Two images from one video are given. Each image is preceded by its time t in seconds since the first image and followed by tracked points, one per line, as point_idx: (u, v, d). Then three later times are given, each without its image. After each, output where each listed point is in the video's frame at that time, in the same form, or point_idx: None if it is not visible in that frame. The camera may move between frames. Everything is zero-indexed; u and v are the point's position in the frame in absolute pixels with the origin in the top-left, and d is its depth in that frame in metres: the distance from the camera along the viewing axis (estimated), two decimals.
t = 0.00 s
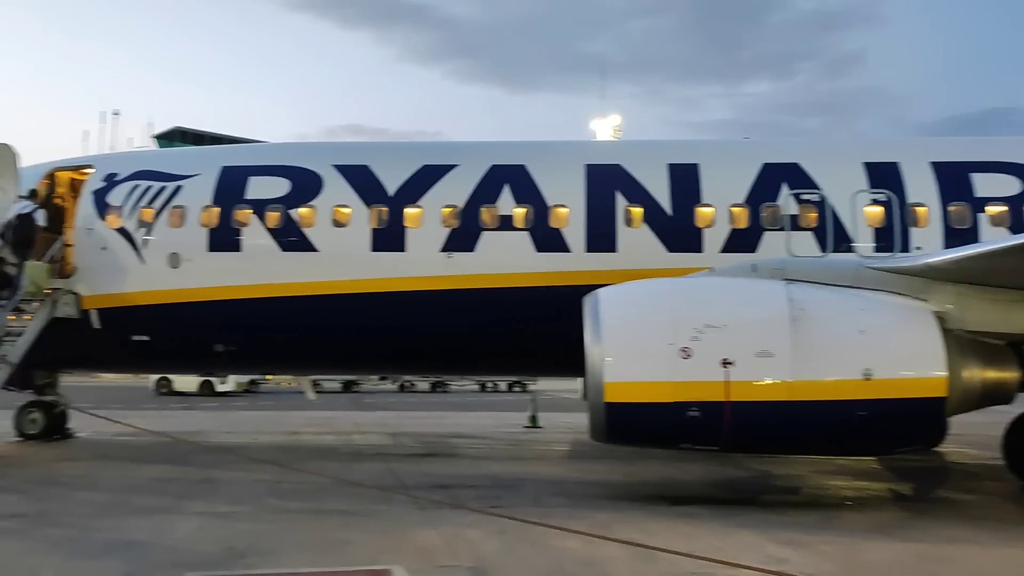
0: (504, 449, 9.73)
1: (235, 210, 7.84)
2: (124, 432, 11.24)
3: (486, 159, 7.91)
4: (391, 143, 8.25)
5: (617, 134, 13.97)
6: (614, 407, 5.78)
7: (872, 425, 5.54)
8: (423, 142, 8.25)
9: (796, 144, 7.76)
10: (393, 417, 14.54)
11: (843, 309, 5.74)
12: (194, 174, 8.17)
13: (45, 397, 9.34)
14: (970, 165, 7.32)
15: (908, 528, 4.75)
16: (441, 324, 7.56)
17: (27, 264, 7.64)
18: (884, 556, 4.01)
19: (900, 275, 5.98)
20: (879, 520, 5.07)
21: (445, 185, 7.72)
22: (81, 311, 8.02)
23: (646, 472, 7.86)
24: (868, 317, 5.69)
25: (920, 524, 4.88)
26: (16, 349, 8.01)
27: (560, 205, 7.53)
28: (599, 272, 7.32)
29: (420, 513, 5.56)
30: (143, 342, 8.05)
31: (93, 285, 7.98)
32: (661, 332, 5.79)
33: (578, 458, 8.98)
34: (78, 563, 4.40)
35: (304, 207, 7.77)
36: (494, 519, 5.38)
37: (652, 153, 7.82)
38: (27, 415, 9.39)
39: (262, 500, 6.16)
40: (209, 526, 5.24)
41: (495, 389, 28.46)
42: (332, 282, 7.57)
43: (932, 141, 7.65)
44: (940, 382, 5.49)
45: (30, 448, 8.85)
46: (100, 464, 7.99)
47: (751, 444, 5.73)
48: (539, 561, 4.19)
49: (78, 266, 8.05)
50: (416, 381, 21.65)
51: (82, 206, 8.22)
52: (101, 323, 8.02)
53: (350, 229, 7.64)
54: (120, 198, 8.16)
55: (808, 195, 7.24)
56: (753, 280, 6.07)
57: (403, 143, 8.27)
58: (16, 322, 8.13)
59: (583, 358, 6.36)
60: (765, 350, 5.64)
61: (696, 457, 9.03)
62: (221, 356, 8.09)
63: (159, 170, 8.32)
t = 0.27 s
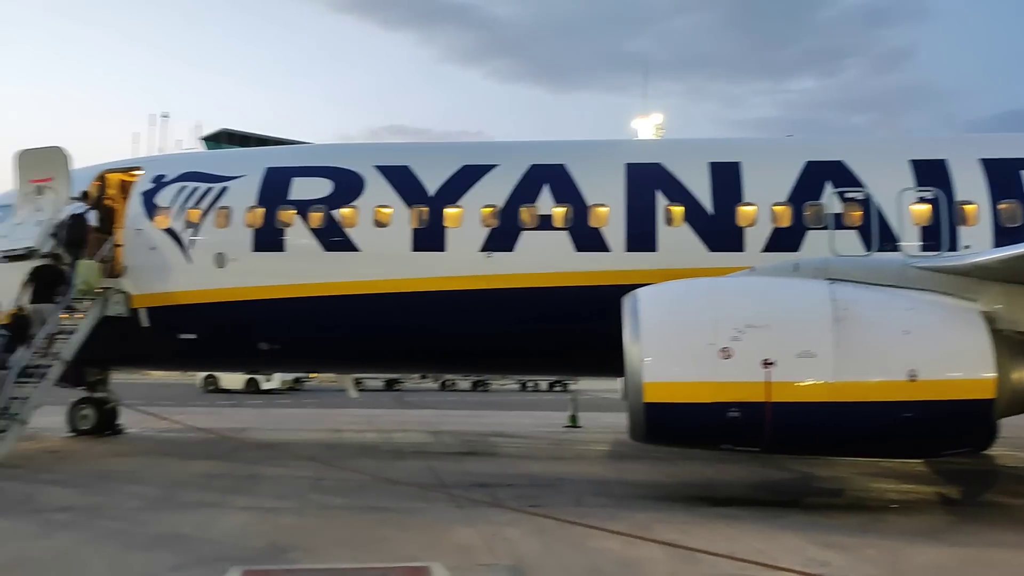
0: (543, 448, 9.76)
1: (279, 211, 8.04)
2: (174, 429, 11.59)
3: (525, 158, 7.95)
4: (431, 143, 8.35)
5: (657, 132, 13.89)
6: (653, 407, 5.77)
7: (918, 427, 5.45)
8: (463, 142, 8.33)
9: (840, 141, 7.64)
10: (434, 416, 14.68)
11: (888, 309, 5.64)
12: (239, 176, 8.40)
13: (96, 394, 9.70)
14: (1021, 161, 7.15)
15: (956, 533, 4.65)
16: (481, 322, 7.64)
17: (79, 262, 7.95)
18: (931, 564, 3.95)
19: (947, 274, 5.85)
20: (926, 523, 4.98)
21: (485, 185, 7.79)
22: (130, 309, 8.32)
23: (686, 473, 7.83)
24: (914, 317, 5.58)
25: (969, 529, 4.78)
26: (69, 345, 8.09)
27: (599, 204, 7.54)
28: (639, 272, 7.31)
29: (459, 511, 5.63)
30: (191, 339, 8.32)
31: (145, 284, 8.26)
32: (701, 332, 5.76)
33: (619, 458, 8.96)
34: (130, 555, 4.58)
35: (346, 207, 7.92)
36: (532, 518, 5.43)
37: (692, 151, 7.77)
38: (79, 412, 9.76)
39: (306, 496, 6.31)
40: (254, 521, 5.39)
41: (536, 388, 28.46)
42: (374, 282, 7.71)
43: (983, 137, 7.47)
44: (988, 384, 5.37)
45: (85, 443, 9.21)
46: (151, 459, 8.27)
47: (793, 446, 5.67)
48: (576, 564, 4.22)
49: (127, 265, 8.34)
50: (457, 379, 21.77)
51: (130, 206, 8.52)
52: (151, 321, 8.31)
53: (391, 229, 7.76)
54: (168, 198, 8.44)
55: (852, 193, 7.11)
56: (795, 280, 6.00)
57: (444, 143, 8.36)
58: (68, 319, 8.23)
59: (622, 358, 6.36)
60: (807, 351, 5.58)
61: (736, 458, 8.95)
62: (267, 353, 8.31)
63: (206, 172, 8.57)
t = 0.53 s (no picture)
0: (584, 448, 9.77)
1: (321, 211, 8.21)
2: (221, 426, 11.90)
3: (565, 157, 7.98)
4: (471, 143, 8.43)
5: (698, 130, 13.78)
6: (693, 407, 5.75)
7: (965, 428, 5.34)
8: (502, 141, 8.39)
9: (886, 137, 7.49)
10: (475, 415, 14.78)
11: (934, 309, 5.52)
12: (282, 177, 8.61)
13: (145, 391, 10.05)
14: None
15: (1005, 537, 4.55)
16: (521, 320, 7.71)
17: (130, 262, 8.27)
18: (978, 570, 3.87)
19: (996, 273, 5.71)
20: (974, 527, 4.88)
21: (525, 184, 7.84)
22: (177, 309, 8.62)
23: (727, 474, 7.77)
24: (960, 317, 5.46)
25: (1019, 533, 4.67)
26: (119, 343, 8.34)
27: (639, 203, 7.53)
28: (679, 271, 7.29)
29: (497, 509, 5.69)
30: (238, 338, 8.56)
31: (193, 285, 8.52)
32: (742, 332, 5.72)
33: (659, 458, 8.93)
34: (179, 548, 4.74)
35: (387, 208, 8.05)
36: (570, 517, 5.46)
37: (733, 148, 7.70)
38: (129, 409, 10.12)
39: (348, 493, 6.46)
40: (297, 518, 5.54)
41: (577, 388, 28.39)
42: (415, 281, 7.83)
43: None
44: None
45: (137, 439, 9.54)
46: (200, 456, 8.52)
47: (836, 446, 5.61)
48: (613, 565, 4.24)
49: (174, 265, 8.62)
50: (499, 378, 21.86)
51: (177, 207, 8.80)
52: (200, 320, 8.57)
53: (431, 229, 7.87)
54: (214, 199, 8.69)
55: (899, 190, 6.98)
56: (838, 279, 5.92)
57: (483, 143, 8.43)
58: (118, 319, 8.49)
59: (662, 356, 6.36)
60: (850, 351, 5.50)
61: (779, 459, 8.85)
62: (311, 351, 8.51)
63: (250, 174, 8.79)
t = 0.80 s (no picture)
0: (635, 447, 9.76)
1: (375, 212, 8.42)
2: (279, 422, 12.28)
3: (616, 155, 8.00)
4: (522, 143, 8.52)
5: (753, 125, 13.60)
6: (747, 407, 5.72)
7: None
8: (552, 140, 8.45)
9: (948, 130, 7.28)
10: (527, 413, 14.89)
11: (997, 306, 5.35)
12: (337, 178, 8.85)
13: (206, 388, 10.47)
14: None
15: None
16: (573, 319, 7.77)
17: (190, 262, 8.65)
18: None
19: None
20: None
21: (575, 183, 7.89)
22: (236, 307, 8.97)
23: (782, 474, 7.68)
24: None
25: None
26: (180, 341, 8.66)
27: (692, 200, 7.49)
28: (733, 269, 7.23)
29: (548, 507, 5.76)
30: (296, 336, 8.84)
31: (252, 284, 8.83)
32: (797, 331, 5.65)
33: (711, 458, 8.86)
34: (240, 541, 4.94)
35: (440, 208, 8.20)
36: (622, 516, 5.49)
37: (788, 143, 7.59)
38: (190, 406, 10.55)
39: (403, 489, 6.62)
40: (352, 513, 5.71)
41: (629, 387, 28.22)
42: (467, 280, 7.97)
43: None
44: None
45: (202, 435, 9.95)
46: (259, 451, 8.83)
47: (895, 447, 5.51)
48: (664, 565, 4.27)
49: (234, 265, 8.96)
50: (550, 377, 21.91)
51: (237, 208, 9.14)
52: (260, 318, 8.88)
53: (483, 229, 7.98)
54: (271, 201, 8.99)
55: (961, 185, 6.80)
56: (896, 276, 5.79)
57: (533, 142, 8.51)
58: (179, 318, 8.87)
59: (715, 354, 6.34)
60: (909, 350, 5.38)
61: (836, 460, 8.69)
62: (366, 349, 8.74)
63: (306, 176, 9.07)
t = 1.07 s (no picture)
0: (672, 447, 9.74)
1: (412, 212, 8.55)
2: (319, 420, 12.52)
3: (653, 153, 8.00)
4: (558, 142, 8.58)
5: (792, 122, 13.46)
6: (786, 407, 5.68)
7: None
8: (586, 139, 8.48)
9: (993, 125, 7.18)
10: (564, 412, 14.94)
11: None
12: (375, 179, 9.01)
13: (247, 387, 10.73)
14: None
15: None
16: (609, 318, 7.80)
17: (234, 258, 8.82)
18: None
19: None
20: None
21: (611, 181, 7.91)
22: (276, 307, 9.20)
23: (821, 475, 7.60)
24: None
25: None
26: (222, 341, 8.87)
27: (730, 199, 7.45)
28: (771, 267, 7.18)
29: (584, 506, 5.81)
30: (335, 335, 9.03)
31: (293, 285, 9.04)
32: (837, 331, 5.59)
33: (749, 458, 8.79)
34: (281, 537, 5.08)
35: (476, 207, 8.29)
36: (658, 516, 5.51)
37: (827, 140, 7.50)
38: (232, 403, 10.84)
39: (440, 487, 6.73)
40: (389, 511, 5.82)
41: (667, 386, 28.03)
42: (504, 280, 8.04)
43: None
44: None
45: (244, 433, 10.21)
46: (300, 449, 9.03)
47: (938, 448, 5.42)
48: (701, 564, 4.28)
49: (274, 266, 9.18)
50: (587, 376, 21.88)
51: (276, 210, 9.36)
52: (301, 317, 9.08)
53: (518, 229, 8.04)
54: (310, 202, 9.19)
55: (1006, 180, 6.72)
56: (938, 275, 5.70)
57: (568, 142, 8.55)
58: (221, 317, 9.15)
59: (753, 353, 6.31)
60: (952, 350, 5.30)
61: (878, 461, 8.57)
62: (404, 347, 8.88)
63: (344, 177, 9.24)
